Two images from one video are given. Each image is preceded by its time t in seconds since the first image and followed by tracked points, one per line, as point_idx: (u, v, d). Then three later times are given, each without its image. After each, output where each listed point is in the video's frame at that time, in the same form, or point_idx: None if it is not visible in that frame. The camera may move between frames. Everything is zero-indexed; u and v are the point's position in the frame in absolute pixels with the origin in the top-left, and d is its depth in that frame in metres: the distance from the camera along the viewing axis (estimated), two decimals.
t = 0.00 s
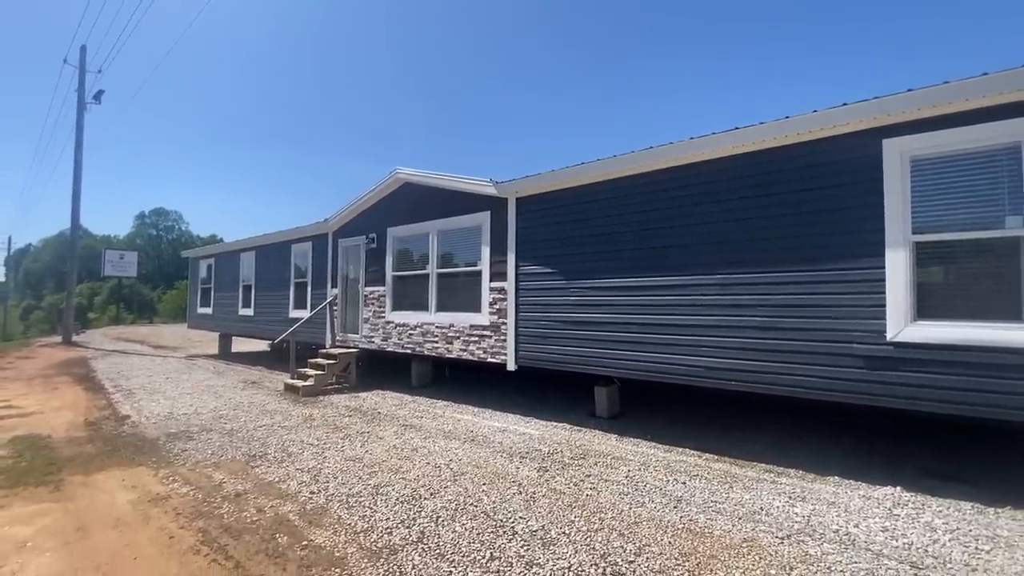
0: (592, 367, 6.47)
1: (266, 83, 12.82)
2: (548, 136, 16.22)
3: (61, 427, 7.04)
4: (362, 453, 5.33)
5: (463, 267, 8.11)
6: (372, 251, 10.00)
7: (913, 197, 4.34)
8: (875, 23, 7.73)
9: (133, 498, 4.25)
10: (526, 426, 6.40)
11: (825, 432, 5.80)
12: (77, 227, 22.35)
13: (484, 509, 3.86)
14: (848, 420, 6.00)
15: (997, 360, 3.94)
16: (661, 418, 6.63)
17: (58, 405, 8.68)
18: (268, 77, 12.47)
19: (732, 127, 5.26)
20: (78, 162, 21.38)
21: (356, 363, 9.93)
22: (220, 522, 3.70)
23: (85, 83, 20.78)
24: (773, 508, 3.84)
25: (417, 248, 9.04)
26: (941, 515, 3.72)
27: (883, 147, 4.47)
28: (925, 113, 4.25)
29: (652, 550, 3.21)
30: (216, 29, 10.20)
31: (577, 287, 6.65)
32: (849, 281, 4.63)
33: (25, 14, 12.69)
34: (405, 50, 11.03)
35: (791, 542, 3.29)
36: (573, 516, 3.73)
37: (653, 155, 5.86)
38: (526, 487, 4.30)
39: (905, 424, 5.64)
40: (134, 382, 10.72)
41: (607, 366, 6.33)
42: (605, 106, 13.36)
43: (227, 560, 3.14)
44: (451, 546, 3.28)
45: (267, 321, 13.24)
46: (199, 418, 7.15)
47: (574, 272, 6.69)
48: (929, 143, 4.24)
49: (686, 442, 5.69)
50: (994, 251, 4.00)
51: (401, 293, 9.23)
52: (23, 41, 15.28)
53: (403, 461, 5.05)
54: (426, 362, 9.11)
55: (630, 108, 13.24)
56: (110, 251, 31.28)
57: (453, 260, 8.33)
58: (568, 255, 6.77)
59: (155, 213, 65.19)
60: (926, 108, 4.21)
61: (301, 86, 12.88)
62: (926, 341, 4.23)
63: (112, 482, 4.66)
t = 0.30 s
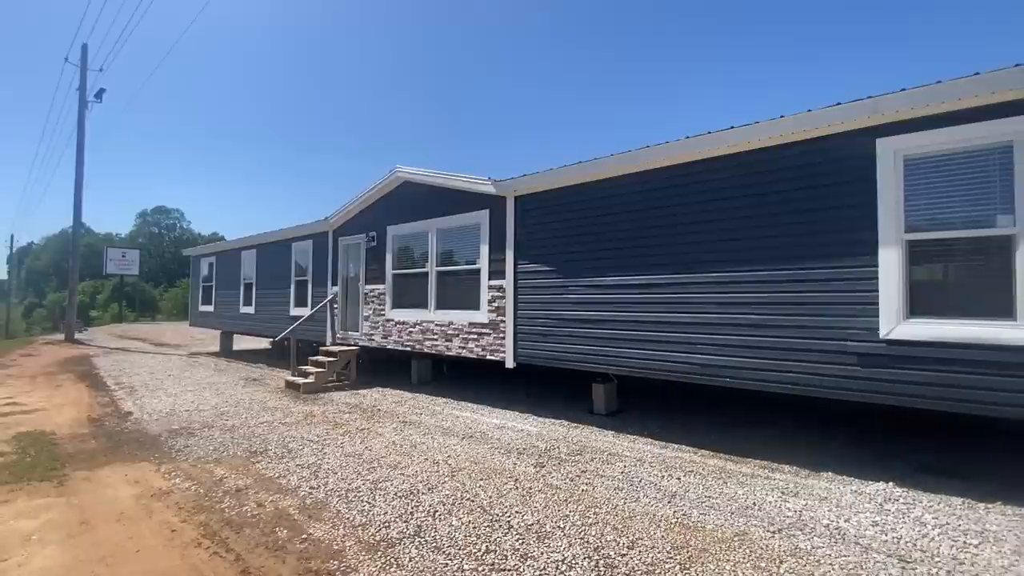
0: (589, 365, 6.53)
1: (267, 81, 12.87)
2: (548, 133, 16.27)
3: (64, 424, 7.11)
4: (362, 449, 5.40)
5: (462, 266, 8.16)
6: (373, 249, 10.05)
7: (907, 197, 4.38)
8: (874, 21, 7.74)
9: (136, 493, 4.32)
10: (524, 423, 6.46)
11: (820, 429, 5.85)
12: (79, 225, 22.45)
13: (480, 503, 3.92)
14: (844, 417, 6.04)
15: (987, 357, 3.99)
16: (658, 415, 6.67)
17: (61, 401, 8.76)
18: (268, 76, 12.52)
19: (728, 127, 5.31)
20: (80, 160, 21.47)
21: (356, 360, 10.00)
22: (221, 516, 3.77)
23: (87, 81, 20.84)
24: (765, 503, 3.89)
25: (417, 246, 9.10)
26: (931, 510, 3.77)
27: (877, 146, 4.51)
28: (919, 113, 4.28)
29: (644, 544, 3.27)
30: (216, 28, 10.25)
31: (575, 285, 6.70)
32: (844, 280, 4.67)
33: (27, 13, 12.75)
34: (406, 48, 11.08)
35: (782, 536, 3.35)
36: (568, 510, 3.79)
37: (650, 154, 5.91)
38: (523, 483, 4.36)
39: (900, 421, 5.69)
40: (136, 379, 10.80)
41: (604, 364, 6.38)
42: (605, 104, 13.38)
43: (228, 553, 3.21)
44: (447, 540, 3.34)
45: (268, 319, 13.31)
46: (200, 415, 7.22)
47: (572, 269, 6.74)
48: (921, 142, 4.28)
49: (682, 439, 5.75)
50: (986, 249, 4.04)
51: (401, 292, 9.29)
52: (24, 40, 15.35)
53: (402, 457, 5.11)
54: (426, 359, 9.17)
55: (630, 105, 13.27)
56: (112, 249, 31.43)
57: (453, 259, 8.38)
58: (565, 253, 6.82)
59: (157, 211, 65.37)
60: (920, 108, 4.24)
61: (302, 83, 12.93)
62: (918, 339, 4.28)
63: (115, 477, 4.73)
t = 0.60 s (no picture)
0: (586, 362, 6.59)
1: (267, 80, 12.92)
2: (544, 131, 16.27)
3: (66, 421, 7.18)
4: (361, 446, 5.47)
5: (461, 264, 8.22)
6: (372, 248, 10.12)
7: (898, 196, 4.44)
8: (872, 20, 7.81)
9: (138, 488, 4.39)
10: (521, 420, 6.53)
11: (814, 426, 5.91)
12: (80, 223, 22.52)
13: (477, 498, 3.99)
14: (838, 414, 6.11)
15: (976, 354, 4.05)
16: (655, 412, 6.74)
17: (63, 399, 8.83)
18: (268, 75, 12.57)
19: (722, 127, 5.37)
20: (80, 159, 21.55)
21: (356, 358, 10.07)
22: (222, 510, 3.85)
23: (87, 80, 20.89)
24: (756, 497, 3.97)
25: (416, 245, 9.16)
26: (919, 505, 3.83)
27: (869, 146, 4.56)
28: (908, 113, 4.34)
29: (637, 537, 3.34)
30: (216, 27, 10.31)
31: (572, 284, 6.77)
32: (836, 279, 4.73)
33: (28, 12, 12.81)
34: (406, 47, 11.12)
35: (771, 529, 3.42)
36: (563, 505, 3.86)
37: (646, 154, 5.97)
38: (519, 478, 4.43)
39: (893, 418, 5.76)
40: (137, 377, 10.87)
41: (601, 362, 6.44)
42: (606, 103, 13.45)
43: (229, 546, 3.28)
44: (444, 533, 3.41)
45: (268, 317, 13.38)
46: (201, 412, 7.29)
47: (568, 268, 6.81)
48: (912, 142, 4.34)
49: (677, 436, 5.81)
50: (973, 248, 4.12)
51: (401, 290, 9.35)
52: (25, 39, 15.40)
53: (400, 453, 5.19)
54: (425, 357, 9.23)
55: (630, 104, 13.33)
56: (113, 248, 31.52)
57: (452, 258, 8.44)
58: (562, 252, 6.88)
59: (157, 209, 65.42)
60: (911, 108, 4.30)
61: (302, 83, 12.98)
62: (908, 337, 4.34)
63: (117, 473, 4.80)
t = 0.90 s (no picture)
0: (581, 361, 6.67)
1: (266, 79, 12.97)
2: (543, 131, 16.33)
3: (67, 419, 7.25)
4: (359, 443, 5.54)
5: (459, 263, 8.28)
6: (371, 247, 10.17)
7: (887, 198, 4.52)
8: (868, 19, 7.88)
9: (139, 484, 4.46)
10: (517, 418, 6.61)
11: (806, 423, 5.99)
12: (79, 221, 22.56)
13: (472, 493, 4.07)
14: (830, 411, 6.19)
15: (963, 352, 4.13)
16: (650, 410, 6.82)
17: (63, 397, 8.90)
18: (266, 74, 12.60)
19: (716, 128, 5.44)
20: (79, 158, 21.58)
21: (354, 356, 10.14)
22: (222, 505, 3.92)
23: (86, 79, 20.91)
24: (746, 492, 4.05)
25: (414, 244, 9.22)
26: (906, 500, 3.91)
27: (859, 148, 4.63)
28: (897, 115, 4.41)
29: (628, 531, 3.41)
30: (214, 26, 10.34)
31: (568, 283, 6.84)
32: (827, 279, 4.80)
33: (27, 12, 12.85)
34: (405, 46, 11.17)
35: (760, 523, 3.50)
36: (556, 500, 3.94)
37: (641, 154, 6.04)
38: (514, 474, 4.51)
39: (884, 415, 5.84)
40: (137, 376, 10.93)
41: (596, 360, 6.52)
42: (604, 103, 13.52)
43: (229, 539, 3.35)
44: (440, 527, 3.49)
45: (267, 316, 13.44)
46: (200, 410, 7.36)
47: (564, 268, 6.88)
48: (902, 144, 4.41)
49: (671, 433, 5.89)
50: (959, 248, 4.20)
51: (399, 289, 9.41)
52: (23, 38, 15.43)
53: (398, 450, 5.26)
54: (423, 356, 9.31)
55: (628, 104, 13.40)
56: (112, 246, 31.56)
57: (449, 257, 8.51)
58: (559, 252, 6.94)
59: (156, 208, 65.40)
60: (900, 111, 4.37)
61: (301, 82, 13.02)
62: (896, 335, 4.42)
63: (118, 469, 4.87)
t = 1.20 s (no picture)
0: (575, 359, 6.75)
1: (261, 78, 12.99)
2: (540, 130, 16.39)
3: (64, 417, 7.28)
4: (355, 440, 5.61)
5: (454, 263, 8.36)
6: (367, 246, 10.23)
7: (872, 199, 4.62)
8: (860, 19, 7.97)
9: (137, 481, 4.52)
10: (512, 415, 6.69)
11: (796, 420, 6.09)
12: (73, 220, 22.47)
13: (467, 489, 4.15)
14: (819, 409, 6.29)
15: (944, 350, 4.24)
16: (643, 408, 6.91)
17: (60, 396, 8.92)
18: (262, 73, 12.62)
19: (706, 130, 5.53)
20: (74, 157, 21.50)
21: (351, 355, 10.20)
22: (220, 501, 3.98)
23: (80, 77, 20.82)
24: (735, 487, 4.14)
25: (409, 243, 9.29)
26: (889, 494, 4.02)
27: (845, 151, 4.73)
28: (884, 118, 4.50)
29: (618, 525, 3.50)
30: (209, 25, 10.35)
31: (562, 283, 6.92)
32: (814, 278, 4.90)
33: (21, 9, 12.81)
34: (401, 46, 11.22)
35: (746, 517, 3.60)
36: (549, 495, 4.02)
37: (634, 156, 6.12)
38: (508, 470, 4.59)
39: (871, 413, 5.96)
40: (133, 375, 10.94)
41: (590, 359, 6.61)
42: (600, 102, 13.60)
43: (227, 534, 3.42)
44: (434, 522, 3.57)
45: (264, 315, 13.47)
46: (197, 409, 7.40)
47: (559, 267, 6.96)
48: (886, 147, 4.51)
49: (663, 430, 5.98)
50: (941, 248, 4.31)
51: (395, 288, 9.47)
52: (17, 36, 15.36)
53: (393, 447, 5.33)
54: (419, 354, 9.38)
55: (623, 103, 13.49)
56: (106, 245, 31.42)
57: (445, 256, 8.58)
58: (553, 252, 7.02)
59: (150, 206, 65.09)
60: (885, 114, 4.48)
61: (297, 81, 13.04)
62: (881, 333, 4.53)
63: (117, 467, 4.93)
